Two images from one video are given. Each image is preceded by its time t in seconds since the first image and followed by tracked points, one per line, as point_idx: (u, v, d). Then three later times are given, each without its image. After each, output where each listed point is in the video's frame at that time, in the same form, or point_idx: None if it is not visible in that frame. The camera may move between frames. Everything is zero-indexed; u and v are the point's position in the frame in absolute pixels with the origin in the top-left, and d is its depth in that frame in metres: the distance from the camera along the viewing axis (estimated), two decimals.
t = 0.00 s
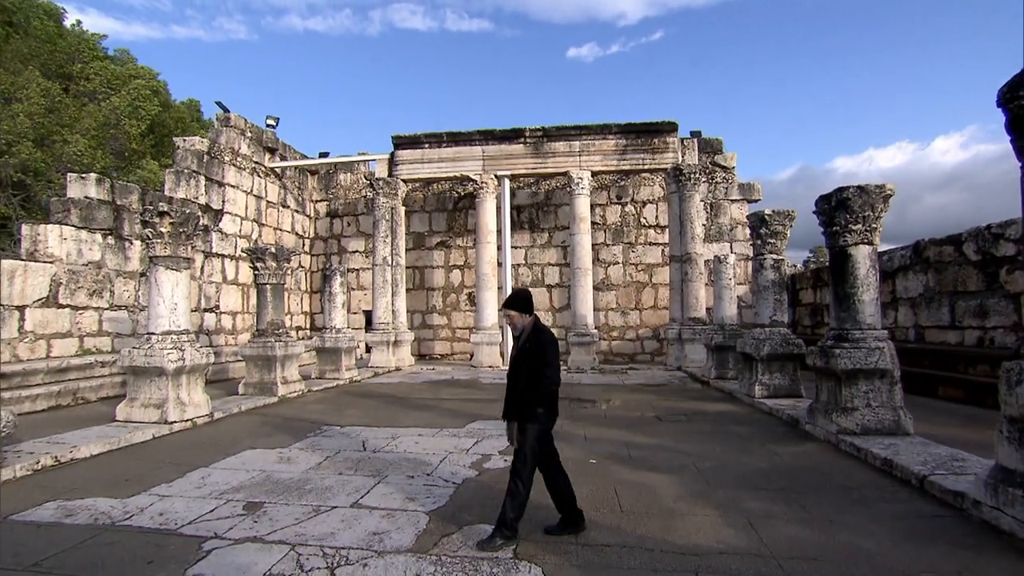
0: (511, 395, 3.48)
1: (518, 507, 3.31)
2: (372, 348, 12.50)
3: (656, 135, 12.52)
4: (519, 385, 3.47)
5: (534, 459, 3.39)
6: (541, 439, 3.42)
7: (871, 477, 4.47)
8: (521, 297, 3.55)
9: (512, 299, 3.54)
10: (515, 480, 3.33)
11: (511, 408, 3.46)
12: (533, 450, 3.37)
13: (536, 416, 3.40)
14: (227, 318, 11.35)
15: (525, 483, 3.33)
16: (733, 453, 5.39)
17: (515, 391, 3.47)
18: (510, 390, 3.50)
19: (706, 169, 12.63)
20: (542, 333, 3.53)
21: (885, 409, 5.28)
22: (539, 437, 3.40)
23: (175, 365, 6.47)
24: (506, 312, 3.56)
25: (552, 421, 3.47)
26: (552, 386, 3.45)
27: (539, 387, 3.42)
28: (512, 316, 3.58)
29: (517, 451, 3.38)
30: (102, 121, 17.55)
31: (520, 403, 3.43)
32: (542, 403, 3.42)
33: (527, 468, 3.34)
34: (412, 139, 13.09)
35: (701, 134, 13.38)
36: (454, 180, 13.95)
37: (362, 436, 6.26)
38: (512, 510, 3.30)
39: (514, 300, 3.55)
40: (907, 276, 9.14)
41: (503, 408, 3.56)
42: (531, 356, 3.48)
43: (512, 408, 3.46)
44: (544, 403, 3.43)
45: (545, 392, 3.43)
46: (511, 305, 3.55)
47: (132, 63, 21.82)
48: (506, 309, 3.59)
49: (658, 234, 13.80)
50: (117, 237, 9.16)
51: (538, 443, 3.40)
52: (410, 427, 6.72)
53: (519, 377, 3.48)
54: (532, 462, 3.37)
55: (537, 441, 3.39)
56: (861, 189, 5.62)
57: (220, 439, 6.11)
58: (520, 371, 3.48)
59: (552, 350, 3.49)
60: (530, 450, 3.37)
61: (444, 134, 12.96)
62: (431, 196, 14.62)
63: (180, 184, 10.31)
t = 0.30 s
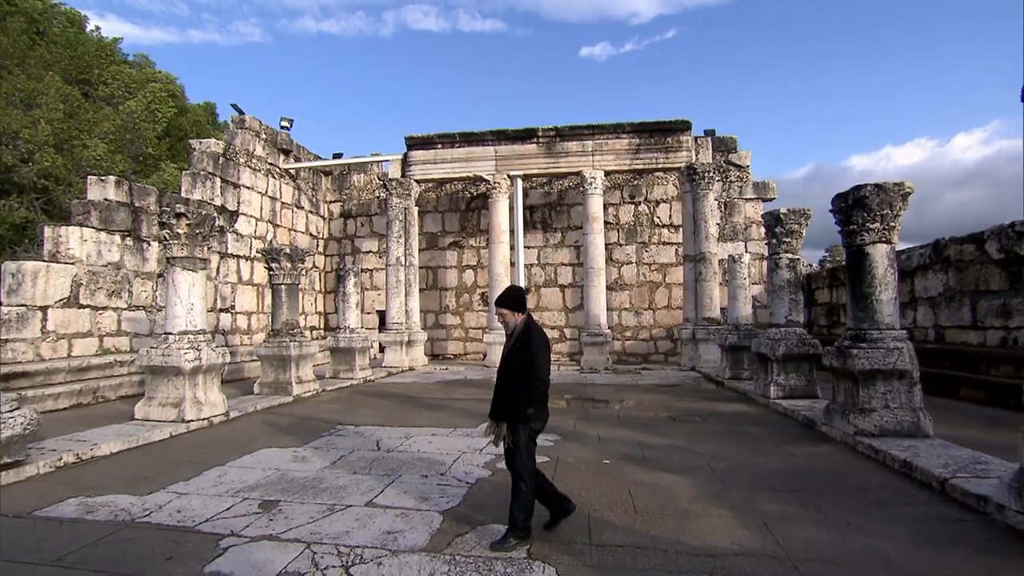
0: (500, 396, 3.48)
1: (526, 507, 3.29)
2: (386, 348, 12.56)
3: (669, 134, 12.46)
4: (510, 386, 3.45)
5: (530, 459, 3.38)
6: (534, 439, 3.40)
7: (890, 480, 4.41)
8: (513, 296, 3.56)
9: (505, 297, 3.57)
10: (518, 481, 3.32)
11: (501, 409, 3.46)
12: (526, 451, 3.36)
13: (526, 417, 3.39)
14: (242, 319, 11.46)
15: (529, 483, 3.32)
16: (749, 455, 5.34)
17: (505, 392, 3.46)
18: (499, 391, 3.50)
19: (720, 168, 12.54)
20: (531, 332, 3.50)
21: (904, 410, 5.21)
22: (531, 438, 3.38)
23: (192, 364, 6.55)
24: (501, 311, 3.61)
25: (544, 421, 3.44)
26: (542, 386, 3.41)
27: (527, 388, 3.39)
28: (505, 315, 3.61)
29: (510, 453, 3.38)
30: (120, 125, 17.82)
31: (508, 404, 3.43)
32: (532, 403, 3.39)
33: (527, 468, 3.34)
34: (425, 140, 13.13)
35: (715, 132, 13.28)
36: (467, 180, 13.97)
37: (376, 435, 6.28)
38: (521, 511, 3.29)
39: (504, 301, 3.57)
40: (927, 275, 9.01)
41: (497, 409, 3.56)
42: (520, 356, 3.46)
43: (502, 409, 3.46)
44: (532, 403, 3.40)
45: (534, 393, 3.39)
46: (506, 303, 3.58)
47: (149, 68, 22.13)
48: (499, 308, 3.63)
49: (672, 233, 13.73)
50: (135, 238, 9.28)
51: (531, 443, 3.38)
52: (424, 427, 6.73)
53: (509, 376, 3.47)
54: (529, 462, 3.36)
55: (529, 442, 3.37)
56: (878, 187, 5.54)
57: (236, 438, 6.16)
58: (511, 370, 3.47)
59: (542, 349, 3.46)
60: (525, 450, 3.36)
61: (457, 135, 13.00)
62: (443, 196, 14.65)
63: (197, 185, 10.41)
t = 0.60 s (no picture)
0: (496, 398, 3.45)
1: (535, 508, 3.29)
2: (398, 348, 12.60)
3: (681, 133, 12.40)
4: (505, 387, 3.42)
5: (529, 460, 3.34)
6: (532, 439, 3.36)
7: (907, 482, 4.35)
8: (506, 296, 3.57)
9: (497, 298, 3.57)
10: (524, 483, 3.29)
11: (497, 411, 3.43)
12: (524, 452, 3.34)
13: (521, 418, 3.34)
14: (256, 319, 11.55)
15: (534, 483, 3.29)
16: (763, 455, 5.30)
17: (501, 393, 3.44)
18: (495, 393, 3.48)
19: (733, 166, 12.45)
20: (523, 331, 3.48)
21: (921, 412, 5.14)
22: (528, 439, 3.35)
23: (206, 364, 6.61)
24: (494, 312, 3.62)
25: (541, 421, 3.39)
26: (536, 386, 3.37)
27: (520, 388, 3.36)
28: (498, 315, 3.61)
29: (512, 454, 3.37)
30: (135, 128, 18.05)
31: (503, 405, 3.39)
32: (526, 403, 3.34)
33: (529, 469, 3.32)
34: (436, 140, 13.17)
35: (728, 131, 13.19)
36: (479, 180, 13.99)
37: (389, 435, 6.31)
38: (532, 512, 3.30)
39: (497, 301, 3.59)
40: (945, 274, 8.88)
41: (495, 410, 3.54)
42: (514, 356, 3.44)
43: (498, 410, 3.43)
44: (528, 403, 3.35)
45: (529, 393, 3.35)
46: (499, 303, 3.58)
47: (163, 71, 22.39)
48: (493, 309, 3.65)
49: (684, 232, 13.65)
50: (151, 239, 9.39)
51: (528, 443, 3.34)
52: (436, 427, 6.75)
53: (504, 376, 3.46)
54: (530, 463, 3.34)
55: (528, 442, 3.35)
56: (894, 185, 5.49)
57: (250, 437, 6.21)
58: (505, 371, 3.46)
59: (535, 348, 3.42)
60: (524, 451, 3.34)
61: (468, 135, 13.02)
62: (455, 196, 14.68)
63: (211, 187, 10.50)
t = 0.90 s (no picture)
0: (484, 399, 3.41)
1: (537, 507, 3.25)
2: (410, 347, 12.64)
3: (694, 132, 12.32)
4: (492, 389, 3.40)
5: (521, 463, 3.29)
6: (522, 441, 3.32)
7: (926, 484, 4.29)
8: (494, 298, 3.56)
9: (488, 299, 3.57)
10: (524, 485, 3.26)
11: (484, 413, 3.39)
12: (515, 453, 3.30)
13: (511, 420, 3.30)
14: (270, 319, 11.64)
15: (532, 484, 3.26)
16: (778, 456, 5.25)
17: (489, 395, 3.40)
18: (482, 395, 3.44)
19: (747, 165, 12.35)
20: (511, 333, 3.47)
21: (940, 413, 5.06)
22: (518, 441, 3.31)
23: (221, 364, 6.67)
24: (482, 312, 3.60)
25: (530, 422, 3.36)
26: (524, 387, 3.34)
27: (509, 389, 3.34)
28: (486, 316, 3.59)
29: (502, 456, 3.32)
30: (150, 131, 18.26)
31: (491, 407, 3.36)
32: (516, 405, 3.32)
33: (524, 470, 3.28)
34: (448, 141, 13.19)
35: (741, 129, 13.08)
36: (491, 180, 13.99)
37: (401, 434, 6.33)
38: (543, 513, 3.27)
39: (487, 301, 3.58)
40: (964, 273, 8.76)
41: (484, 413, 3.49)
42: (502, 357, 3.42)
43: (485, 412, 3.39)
44: (517, 405, 3.32)
45: (518, 394, 3.33)
46: (489, 305, 3.57)
47: (178, 74, 22.65)
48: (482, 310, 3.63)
49: (697, 232, 13.57)
50: (167, 240, 9.49)
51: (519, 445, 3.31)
52: (448, 427, 6.76)
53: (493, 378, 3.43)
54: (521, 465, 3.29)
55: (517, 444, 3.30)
56: (912, 183, 5.42)
57: (265, 436, 6.26)
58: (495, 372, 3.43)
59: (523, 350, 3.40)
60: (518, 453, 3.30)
61: (480, 135, 13.03)
62: (467, 196, 14.69)
63: (225, 188, 10.59)
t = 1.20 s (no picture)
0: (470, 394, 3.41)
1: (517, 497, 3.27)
2: (423, 347, 12.67)
3: (707, 130, 12.24)
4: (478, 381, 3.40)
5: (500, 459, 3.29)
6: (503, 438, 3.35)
7: (945, 487, 4.23)
8: (484, 295, 3.54)
9: (476, 295, 3.53)
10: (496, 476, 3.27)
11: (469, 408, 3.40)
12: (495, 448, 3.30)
13: (496, 415, 3.34)
14: (283, 318, 11.73)
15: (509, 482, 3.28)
16: (793, 457, 5.20)
17: (475, 389, 3.41)
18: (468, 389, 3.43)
19: (761, 163, 12.24)
20: (498, 330, 3.45)
21: (960, 415, 4.99)
22: (500, 436, 3.33)
23: (236, 363, 6.73)
24: (469, 307, 3.55)
25: (513, 419, 3.41)
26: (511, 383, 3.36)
27: (499, 385, 3.35)
28: (473, 311, 3.54)
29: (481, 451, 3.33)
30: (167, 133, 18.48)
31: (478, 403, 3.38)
32: (503, 401, 3.36)
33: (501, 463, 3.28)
34: (460, 141, 13.21)
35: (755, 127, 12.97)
36: (502, 180, 13.99)
37: (414, 434, 6.35)
38: (522, 501, 3.27)
39: (475, 297, 3.53)
40: (985, 272, 8.62)
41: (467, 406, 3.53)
42: (490, 353, 3.41)
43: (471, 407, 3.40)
44: (504, 402, 3.36)
45: (506, 391, 3.36)
46: (475, 301, 3.54)
47: (193, 77, 22.90)
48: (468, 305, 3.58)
49: (710, 231, 13.48)
50: (182, 241, 9.59)
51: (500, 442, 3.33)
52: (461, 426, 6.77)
53: (477, 372, 3.42)
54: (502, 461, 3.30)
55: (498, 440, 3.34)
56: (931, 180, 5.35)
57: (279, 435, 6.31)
58: (480, 367, 3.42)
59: (512, 346, 3.40)
60: (493, 448, 3.29)
61: (492, 135, 13.04)
62: (479, 196, 14.70)
63: (239, 189, 10.68)
